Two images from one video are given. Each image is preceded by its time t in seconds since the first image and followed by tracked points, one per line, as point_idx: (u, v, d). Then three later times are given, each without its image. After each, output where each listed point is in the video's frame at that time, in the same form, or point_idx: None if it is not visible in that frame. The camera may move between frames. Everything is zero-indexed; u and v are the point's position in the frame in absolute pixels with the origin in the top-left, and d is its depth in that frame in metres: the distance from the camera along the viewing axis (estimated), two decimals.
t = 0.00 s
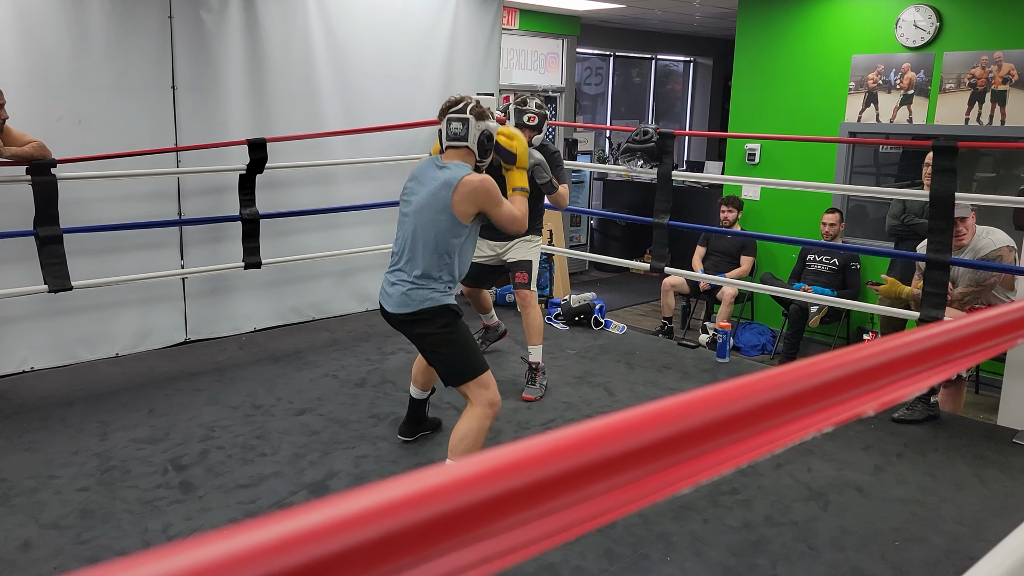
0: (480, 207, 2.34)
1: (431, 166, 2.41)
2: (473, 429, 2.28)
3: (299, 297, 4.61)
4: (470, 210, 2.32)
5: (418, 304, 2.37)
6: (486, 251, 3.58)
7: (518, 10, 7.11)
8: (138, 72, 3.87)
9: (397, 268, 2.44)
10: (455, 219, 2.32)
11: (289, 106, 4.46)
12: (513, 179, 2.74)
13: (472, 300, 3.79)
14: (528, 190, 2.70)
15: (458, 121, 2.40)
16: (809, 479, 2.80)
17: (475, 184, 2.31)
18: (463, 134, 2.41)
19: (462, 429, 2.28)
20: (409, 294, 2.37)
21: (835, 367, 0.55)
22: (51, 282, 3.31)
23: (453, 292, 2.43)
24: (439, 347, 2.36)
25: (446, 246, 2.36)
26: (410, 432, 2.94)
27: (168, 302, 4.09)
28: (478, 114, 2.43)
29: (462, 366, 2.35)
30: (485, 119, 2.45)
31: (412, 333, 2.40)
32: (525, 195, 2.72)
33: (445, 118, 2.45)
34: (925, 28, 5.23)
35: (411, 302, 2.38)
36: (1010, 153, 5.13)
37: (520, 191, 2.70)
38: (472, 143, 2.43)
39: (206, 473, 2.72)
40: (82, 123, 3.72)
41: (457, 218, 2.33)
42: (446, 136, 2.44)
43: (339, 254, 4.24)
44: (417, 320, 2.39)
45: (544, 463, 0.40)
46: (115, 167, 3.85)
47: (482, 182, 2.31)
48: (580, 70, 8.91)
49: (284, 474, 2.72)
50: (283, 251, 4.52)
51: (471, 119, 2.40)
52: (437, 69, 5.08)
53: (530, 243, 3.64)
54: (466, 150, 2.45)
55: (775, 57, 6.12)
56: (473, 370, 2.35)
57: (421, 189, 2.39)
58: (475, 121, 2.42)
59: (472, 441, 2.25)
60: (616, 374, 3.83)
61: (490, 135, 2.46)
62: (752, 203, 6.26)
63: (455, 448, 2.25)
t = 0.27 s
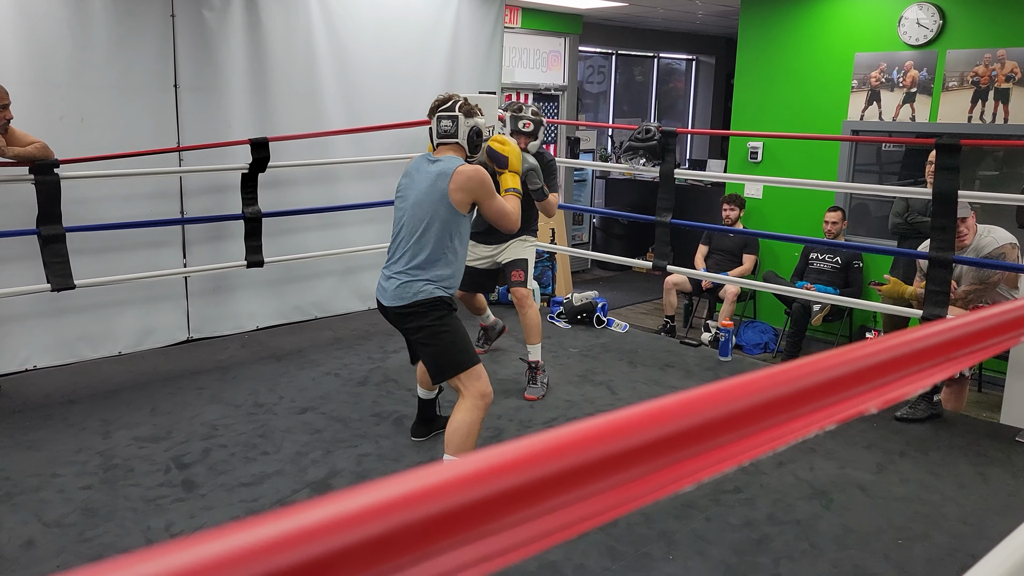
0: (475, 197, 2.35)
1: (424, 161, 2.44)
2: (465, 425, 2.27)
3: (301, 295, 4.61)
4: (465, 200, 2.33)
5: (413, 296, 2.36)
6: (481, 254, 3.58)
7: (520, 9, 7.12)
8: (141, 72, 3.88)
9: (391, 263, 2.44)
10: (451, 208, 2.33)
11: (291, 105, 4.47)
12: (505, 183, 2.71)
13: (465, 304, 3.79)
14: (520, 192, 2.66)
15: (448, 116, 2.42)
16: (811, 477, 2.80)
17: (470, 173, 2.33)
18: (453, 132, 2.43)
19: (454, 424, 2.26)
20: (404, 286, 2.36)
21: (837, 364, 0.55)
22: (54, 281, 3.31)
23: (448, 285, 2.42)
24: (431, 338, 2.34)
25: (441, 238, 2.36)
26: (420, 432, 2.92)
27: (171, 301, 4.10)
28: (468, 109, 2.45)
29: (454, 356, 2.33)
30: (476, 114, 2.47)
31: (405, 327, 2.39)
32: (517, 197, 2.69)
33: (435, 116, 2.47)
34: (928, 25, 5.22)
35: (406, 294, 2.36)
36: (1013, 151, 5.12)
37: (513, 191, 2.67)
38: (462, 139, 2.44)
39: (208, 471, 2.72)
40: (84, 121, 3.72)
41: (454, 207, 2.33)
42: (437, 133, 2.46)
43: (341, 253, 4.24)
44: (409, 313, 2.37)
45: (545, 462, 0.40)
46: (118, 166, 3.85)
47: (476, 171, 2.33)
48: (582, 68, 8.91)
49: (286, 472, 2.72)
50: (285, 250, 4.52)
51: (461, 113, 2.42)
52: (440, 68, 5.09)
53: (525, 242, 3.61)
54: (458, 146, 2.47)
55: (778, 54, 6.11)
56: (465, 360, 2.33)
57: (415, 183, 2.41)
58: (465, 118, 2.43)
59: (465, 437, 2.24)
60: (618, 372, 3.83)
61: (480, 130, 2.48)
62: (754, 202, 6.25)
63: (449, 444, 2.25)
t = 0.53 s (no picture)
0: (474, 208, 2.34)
1: (423, 171, 2.42)
2: (462, 434, 2.26)
3: (303, 294, 4.62)
4: (464, 213, 2.32)
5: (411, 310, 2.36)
6: (478, 256, 3.59)
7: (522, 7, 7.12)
8: (143, 70, 3.88)
9: (388, 274, 2.43)
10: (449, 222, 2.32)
11: (293, 103, 4.47)
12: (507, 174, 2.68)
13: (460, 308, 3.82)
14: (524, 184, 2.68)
15: (448, 125, 2.39)
16: (814, 476, 2.79)
17: (469, 187, 2.32)
18: (454, 141, 2.39)
19: (452, 433, 2.26)
20: (402, 299, 2.36)
21: (839, 364, 0.55)
22: (56, 279, 3.32)
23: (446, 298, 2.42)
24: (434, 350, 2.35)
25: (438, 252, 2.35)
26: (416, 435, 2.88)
27: (173, 300, 4.10)
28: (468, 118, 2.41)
29: (457, 368, 2.33)
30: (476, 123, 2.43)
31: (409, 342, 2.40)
32: (520, 189, 2.70)
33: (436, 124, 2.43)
34: (931, 23, 5.20)
35: (403, 307, 2.36)
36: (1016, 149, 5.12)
37: (513, 185, 2.67)
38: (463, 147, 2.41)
39: (211, 470, 2.73)
40: (86, 120, 3.72)
41: (451, 221, 2.32)
42: (437, 142, 2.43)
43: (342, 252, 4.24)
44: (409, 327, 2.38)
45: (547, 460, 0.40)
46: (120, 165, 3.85)
47: (476, 185, 2.32)
48: (584, 67, 8.91)
49: (288, 471, 2.72)
50: (287, 249, 4.52)
51: (461, 123, 2.39)
52: (442, 66, 5.08)
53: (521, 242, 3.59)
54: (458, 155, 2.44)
55: (780, 52, 6.10)
56: (469, 373, 2.34)
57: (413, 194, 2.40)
58: (465, 127, 2.40)
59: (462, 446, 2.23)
60: (620, 371, 3.83)
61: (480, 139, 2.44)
62: (757, 200, 6.25)
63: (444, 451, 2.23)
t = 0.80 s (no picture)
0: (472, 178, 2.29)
1: (412, 147, 2.36)
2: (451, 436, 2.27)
3: (305, 293, 4.62)
4: (462, 183, 2.28)
5: (417, 290, 2.30)
6: (473, 250, 3.61)
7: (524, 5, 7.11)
8: (146, 69, 3.88)
9: (385, 257, 2.36)
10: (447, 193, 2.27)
11: (296, 102, 4.47)
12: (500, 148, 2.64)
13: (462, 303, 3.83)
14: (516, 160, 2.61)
15: (436, 93, 2.31)
16: (816, 475, 2.79)
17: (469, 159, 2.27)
18: (444, 110, 2.32)
19: (440, 435, 2.26)
20: (407, 280, 2.29)
21: (842, 363, 0.54)
22: (59, 278, 3.32)
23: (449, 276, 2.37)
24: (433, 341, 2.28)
25: (439, 228, 2.31)
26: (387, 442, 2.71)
27: (175, 298, 4.11)
28: (456, 86, 2.34)
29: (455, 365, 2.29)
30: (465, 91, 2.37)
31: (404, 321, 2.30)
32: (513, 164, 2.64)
33: (424, 93, 2.34)
34: (933, 21, 5.19)
35: (409, 288, 2.29)
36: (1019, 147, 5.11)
37: (507, 161, 2.61)
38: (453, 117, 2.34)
39: (213, 468, 2.73)
40: (89, 119, 3.73)
41: (451, 192, 2.28)
42: (425, 112, 2.34)
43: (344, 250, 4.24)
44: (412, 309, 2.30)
45: (550, 460, 0.40)
46: (122, 164, 3.86)
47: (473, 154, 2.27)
48: (586, 65, 8.90)
49: (291, 469, 2.72)
50: (289, 248, 4.52)
51: (450, 91, 2.32)
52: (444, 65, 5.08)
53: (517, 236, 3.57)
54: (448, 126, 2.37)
55: (783, 50, 6.09)
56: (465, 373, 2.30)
57: (405, 171, 2.34)
58: (456, 95, 2.33)
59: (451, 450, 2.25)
60: (623, 369, 3.83)
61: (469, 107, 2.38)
62: (759, 198, 6.24)
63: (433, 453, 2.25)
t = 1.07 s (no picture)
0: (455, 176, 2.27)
1: (397, 145, 2.34)
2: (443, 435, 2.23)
3: (307, 292, 4.63)
4: (445, 180, 2.26)
5: (398, 290, 2.27)
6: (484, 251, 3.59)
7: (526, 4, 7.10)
8: (148, 68, 3.88)
9: (368, 256, 2.34)
10: (431, 189, 2.26)
11: (298, 101, 4.47)
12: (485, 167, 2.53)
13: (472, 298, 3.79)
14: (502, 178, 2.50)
15: (421, 93, 2.33)
16: (818, 473, 2.79)
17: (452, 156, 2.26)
18: (428, 110, 2.33)
19: (431, 433, 2.22)
20: (388, 279, 2.26)
21: (844, 362, 0.54)
22: (61, 277, 3.32)
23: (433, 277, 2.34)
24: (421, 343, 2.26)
25: (422, 227, 2.29)
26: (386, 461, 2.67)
27: (178, 297, 4.11)
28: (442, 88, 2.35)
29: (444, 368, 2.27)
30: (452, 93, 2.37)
31: (391, 322, 2.27)
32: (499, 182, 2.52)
33: (410, 94, 2.36)
34: (936, 19, 5.18)
35: (389, 287, 2.27)
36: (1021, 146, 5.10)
37: (491, 178, 2.50)
38: (437, 118, 2.35)
39: (216, 467, 2.73)
40: (91, 118, 3.73)
41: (434, 188, 2.27)
42: (411, 113, 2.36)
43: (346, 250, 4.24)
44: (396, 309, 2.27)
45: (553, 459, 0.40)
46: (124, 163, 3.86)
47: (455, 152, 2.26)
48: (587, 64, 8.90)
49: (293, 468, 2.73)
50: (291, 247, 4.52)
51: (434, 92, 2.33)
52: (446, 63, 5.08)
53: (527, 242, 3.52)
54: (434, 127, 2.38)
55: (785, 48, 6.08)
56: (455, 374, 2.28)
57: (389, 169, 2.32)
58: (440, 97, 2.34)
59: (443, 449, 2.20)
60: (624, 368, 3.83)
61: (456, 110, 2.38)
62: (761, 197, 6.23)
63: (424, 453, 2.20)
